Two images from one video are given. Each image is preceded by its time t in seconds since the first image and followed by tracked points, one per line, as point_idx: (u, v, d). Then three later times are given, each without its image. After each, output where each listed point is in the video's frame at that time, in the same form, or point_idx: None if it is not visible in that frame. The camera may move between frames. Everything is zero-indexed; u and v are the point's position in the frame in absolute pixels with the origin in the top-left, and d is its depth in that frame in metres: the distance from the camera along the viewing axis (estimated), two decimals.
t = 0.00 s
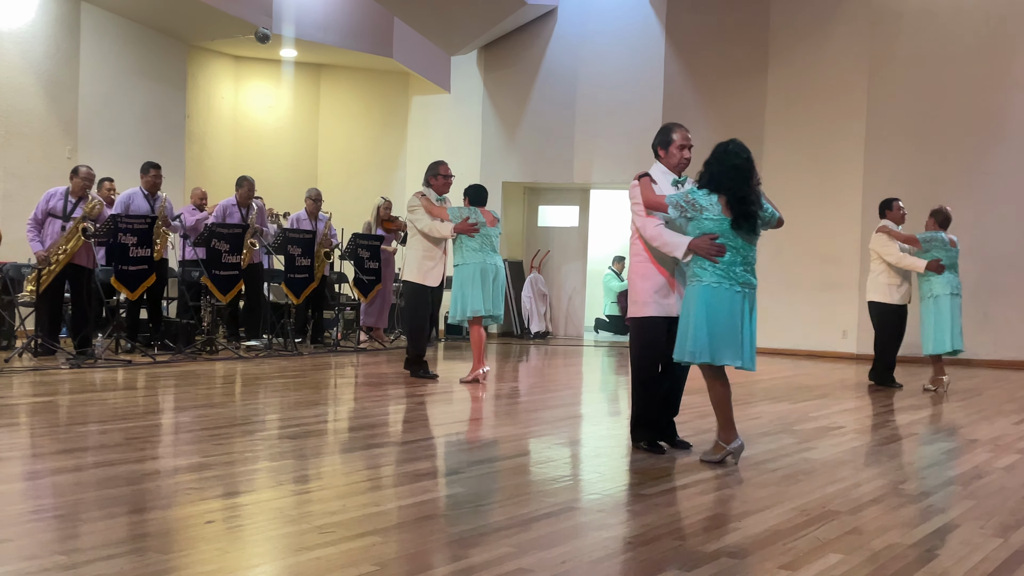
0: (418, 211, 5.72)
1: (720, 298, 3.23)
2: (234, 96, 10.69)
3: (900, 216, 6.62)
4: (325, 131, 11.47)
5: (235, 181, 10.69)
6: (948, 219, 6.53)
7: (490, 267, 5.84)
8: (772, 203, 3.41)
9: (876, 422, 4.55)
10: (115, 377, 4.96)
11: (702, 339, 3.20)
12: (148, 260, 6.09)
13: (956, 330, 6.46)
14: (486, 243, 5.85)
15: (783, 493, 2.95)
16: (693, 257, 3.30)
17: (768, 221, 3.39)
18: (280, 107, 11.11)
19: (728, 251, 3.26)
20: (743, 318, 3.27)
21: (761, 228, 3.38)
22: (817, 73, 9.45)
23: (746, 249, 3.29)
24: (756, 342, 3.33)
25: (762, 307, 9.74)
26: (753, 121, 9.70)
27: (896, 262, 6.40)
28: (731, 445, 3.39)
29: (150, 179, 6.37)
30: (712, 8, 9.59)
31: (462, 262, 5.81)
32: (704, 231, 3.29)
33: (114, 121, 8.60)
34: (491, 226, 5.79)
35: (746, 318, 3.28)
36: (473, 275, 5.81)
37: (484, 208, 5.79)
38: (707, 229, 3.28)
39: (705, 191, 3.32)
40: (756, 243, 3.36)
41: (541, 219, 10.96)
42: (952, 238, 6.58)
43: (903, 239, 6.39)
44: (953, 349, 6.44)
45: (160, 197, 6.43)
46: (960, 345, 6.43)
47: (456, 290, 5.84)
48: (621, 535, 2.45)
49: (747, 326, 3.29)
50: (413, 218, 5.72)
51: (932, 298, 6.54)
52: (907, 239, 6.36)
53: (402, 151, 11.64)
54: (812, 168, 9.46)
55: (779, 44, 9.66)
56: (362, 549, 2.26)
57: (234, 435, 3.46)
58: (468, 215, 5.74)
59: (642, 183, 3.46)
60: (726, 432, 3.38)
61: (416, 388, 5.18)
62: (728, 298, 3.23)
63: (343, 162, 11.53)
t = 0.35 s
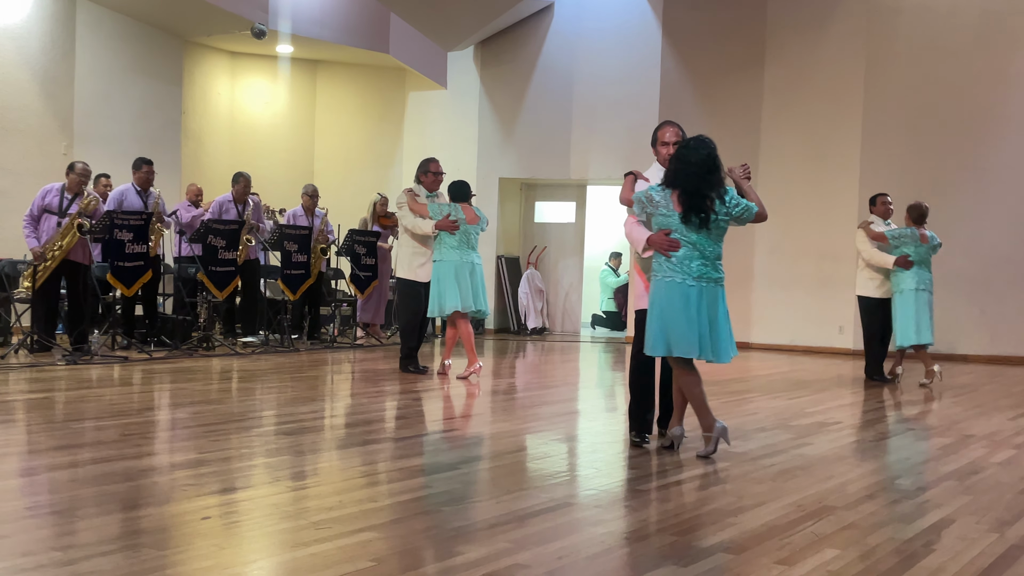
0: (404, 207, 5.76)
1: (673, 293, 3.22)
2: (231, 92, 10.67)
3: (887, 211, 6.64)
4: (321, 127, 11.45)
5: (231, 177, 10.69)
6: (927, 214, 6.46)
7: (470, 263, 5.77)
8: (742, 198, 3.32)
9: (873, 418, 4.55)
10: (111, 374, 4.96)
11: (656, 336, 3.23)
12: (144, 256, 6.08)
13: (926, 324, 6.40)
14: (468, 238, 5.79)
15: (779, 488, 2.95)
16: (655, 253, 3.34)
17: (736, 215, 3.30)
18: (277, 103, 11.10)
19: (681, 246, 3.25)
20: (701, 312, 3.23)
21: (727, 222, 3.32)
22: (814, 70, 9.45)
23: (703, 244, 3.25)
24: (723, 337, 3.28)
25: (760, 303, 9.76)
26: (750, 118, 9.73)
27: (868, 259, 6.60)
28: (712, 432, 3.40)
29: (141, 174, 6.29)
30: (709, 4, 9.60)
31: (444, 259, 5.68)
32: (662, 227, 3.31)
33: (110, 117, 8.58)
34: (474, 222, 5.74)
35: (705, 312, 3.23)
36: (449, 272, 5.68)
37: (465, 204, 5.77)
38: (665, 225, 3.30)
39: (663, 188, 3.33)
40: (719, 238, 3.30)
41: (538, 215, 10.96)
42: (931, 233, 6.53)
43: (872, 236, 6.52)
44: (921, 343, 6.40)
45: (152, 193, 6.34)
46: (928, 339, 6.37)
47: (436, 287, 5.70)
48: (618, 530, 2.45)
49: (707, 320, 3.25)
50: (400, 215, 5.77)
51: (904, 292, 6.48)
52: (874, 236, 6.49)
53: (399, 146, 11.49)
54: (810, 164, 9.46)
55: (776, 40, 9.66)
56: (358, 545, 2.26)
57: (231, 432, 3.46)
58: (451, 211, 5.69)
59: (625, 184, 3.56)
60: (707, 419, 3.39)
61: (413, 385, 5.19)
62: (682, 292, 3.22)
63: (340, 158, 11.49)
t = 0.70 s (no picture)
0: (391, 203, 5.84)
1: (627, 289, 3.37)
2: (228, 87, 10.66)
3: (875, 206, 6.74)
4: (318, 121, 11.44)
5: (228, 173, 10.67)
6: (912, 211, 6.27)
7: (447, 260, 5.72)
8: (703, 192, 3.34)
9: (869, 413, 4.56)
10: (107, 369, 4.95)
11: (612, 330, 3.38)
12: (141, 251, 6.07)
13: (885, 320, 6.46)
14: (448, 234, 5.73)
15: (776, 483, 2.96)
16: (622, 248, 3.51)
17: (693, 210, 3.34)
18: (273, 98, 11.09)
19: (634, 240, 3.38)
20: (650, 305, 3.32)
21: (687, 217, 3.35)
22: (812, 65, 9.44)
23: (656, 237, 3.33)
24: (680, 330, 3.30)
25: (757, 300, 9.77)
26: (748, 114, 9.73)
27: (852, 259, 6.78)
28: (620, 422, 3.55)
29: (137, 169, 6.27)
30: None
31: (420, 256, 5.67)
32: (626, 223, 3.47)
33: (108, 113, 8.57)
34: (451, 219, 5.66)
35: (652, 305, 3.32)
36: (419, 269, 5.66)
37: (445, 201, 5.68)
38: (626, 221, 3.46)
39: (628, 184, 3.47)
40: (678, 231, 3.34)
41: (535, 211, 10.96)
42: (908, 230, 6.45)
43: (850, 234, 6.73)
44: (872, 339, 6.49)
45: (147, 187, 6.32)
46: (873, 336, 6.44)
47: (411, 282, 5.71)
48: (615, 525, 2.46)
49: (660, 314, 3.31)
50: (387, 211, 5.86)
51: (872, 285, 6.55)
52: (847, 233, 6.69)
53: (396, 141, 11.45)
54: (807, 160, 9.46)
55: (773, 36, 9.65)
56: (355, 539, 2.26)
57: (227, 426, 3.46)
58: (427, 208, 5.64)
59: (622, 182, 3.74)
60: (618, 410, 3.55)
61: (410, 380, 5.19)
62: (633, 287, 3.35)
63: (337, 153, 11.47)
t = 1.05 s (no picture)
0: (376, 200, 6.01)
1: (588, 281, 3.43)
2: (225, 83, 10.64)
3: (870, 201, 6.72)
4: (315, 117, 11.42)
5: (225, 169, 10.67)
6: (899, 209, 6.13)
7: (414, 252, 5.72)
8: (661, 183, 3.27)
9: (867, 408, 4.57)
10: (104, 364, 4.95)
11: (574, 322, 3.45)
12: (138, 247, 6.07)
13: (868, 314, 6.48)
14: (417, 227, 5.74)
15: (773, 478, 2.96)
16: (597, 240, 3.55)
17: (650, 201, 3.27)
18: (271, 93, 11.07)
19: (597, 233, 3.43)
20: (604, 295, 3.34)
21: (646, 208, 3.30)
22: (810, 61, 9.44)
23: (613, 228, 3.34)
24: (628, 323, 3.26)
25: (755, 296, 9.78)
26: (745, 110, 9.73)
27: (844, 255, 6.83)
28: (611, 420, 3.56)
29: (136, 164, 6.27)
30: None
31: (388, 247, 5.73)
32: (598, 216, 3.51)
33: (105, 109, 8.57)
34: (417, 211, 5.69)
35: (606, 295, 3.33)
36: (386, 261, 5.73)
37: (414, 194, 5.70)
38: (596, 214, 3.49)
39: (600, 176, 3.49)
40: (635, 222, 3.30)
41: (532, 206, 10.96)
42: (892, 225, 6.38)
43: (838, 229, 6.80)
44: (849, 332, 6.57)
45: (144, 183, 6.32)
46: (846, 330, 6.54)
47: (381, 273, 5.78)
48: (612, 520, 2.46)
49: (612, 306, 3.31)
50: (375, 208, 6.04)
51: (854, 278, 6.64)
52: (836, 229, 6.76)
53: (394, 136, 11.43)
54: (804, 156, 9.46)
55: (770, 32, 9.65)
56: (354, 534, 2.26)
57: (225, 422, 3.46)
58: (394, 200, 5.70)
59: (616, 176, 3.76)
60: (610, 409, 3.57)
61: (408, 376, 5.19)
62: (593, 280, 3.41)
63: (334, 149, 11.45)
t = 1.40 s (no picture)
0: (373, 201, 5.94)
1: (567, 275, 3.36)
2: (223, 78, 10.63)
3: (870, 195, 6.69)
4: (313, 113, 11.39)
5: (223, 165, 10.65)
6: (900, 204, 6.15)
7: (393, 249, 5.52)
8: (644, 179, 3.22)
9: (866, 403, 4.57)
10: (103, 360, 4.95)
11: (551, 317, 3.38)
12: (136, 243, 6.06)
13: (860, 309, 6.48)
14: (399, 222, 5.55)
15: (771, 473, 2.97)
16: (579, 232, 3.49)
17: (632, 198, 3.22)
18: (268, 89, 11.04)
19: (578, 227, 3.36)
20: (578, 290, 3.29)
21: (627, 205, 3.23)
22: (808, 57, 9.44)
23: (595, 224, 3.28)
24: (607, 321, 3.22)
25: (754, 292, 9.79)
26: (744, 106, 9.73)
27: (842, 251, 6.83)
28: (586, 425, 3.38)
29: (135, 160, 6.30)
30: None
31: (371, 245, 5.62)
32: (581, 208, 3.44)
33: (104, 105, 8.56)
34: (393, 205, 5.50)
35: (581, 290, 3.28)
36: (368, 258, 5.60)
37: (394, 190, 5.54)
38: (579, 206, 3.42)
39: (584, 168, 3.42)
40: (616, 219, 3.24)
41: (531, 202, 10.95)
42: (886, 221, 6.35)
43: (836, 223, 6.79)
44: (844, 329, 6.57)
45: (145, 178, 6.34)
46: (840, 326, 6.54)
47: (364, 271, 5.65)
48: (610, 516, 2.46)
49: (591, 304, 3.26)
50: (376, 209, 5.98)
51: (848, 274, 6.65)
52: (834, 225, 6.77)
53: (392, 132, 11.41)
54: (803, 152, 9.46)
55: (769, 28, 9.64)
56: (352, 529, 2.27)
57: (224, 417, 3.46)
58: (376, 197, 5.61)
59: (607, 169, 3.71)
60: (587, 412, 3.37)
61: (406, 371, 5.19)
62: (572, 274, 3.33)
63: (333, 146, 11.42)
